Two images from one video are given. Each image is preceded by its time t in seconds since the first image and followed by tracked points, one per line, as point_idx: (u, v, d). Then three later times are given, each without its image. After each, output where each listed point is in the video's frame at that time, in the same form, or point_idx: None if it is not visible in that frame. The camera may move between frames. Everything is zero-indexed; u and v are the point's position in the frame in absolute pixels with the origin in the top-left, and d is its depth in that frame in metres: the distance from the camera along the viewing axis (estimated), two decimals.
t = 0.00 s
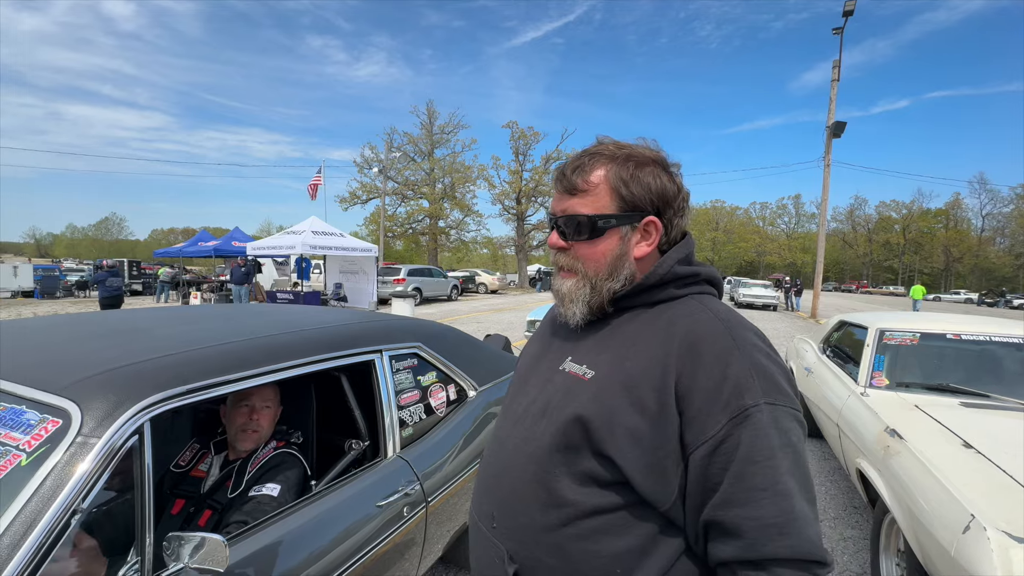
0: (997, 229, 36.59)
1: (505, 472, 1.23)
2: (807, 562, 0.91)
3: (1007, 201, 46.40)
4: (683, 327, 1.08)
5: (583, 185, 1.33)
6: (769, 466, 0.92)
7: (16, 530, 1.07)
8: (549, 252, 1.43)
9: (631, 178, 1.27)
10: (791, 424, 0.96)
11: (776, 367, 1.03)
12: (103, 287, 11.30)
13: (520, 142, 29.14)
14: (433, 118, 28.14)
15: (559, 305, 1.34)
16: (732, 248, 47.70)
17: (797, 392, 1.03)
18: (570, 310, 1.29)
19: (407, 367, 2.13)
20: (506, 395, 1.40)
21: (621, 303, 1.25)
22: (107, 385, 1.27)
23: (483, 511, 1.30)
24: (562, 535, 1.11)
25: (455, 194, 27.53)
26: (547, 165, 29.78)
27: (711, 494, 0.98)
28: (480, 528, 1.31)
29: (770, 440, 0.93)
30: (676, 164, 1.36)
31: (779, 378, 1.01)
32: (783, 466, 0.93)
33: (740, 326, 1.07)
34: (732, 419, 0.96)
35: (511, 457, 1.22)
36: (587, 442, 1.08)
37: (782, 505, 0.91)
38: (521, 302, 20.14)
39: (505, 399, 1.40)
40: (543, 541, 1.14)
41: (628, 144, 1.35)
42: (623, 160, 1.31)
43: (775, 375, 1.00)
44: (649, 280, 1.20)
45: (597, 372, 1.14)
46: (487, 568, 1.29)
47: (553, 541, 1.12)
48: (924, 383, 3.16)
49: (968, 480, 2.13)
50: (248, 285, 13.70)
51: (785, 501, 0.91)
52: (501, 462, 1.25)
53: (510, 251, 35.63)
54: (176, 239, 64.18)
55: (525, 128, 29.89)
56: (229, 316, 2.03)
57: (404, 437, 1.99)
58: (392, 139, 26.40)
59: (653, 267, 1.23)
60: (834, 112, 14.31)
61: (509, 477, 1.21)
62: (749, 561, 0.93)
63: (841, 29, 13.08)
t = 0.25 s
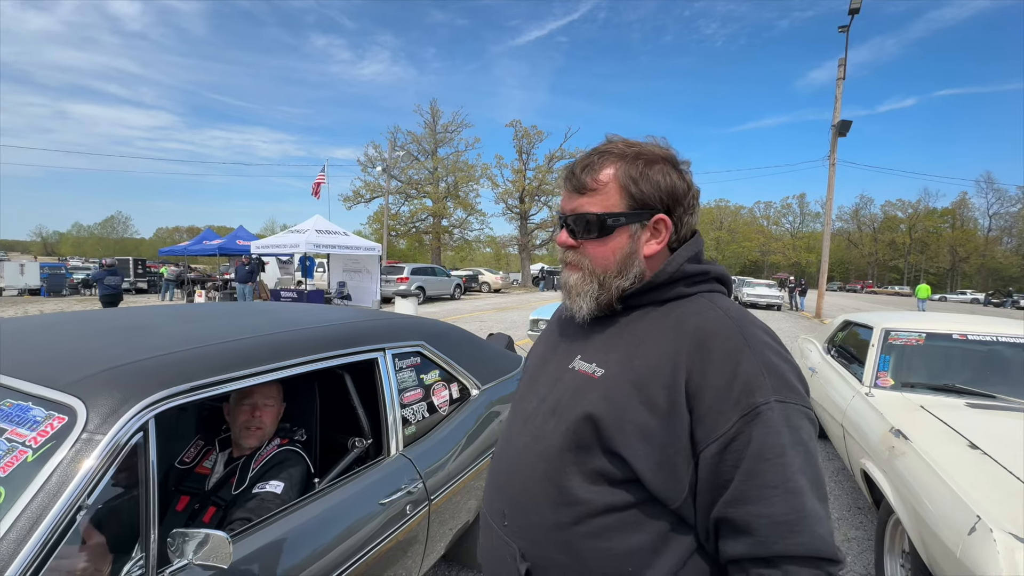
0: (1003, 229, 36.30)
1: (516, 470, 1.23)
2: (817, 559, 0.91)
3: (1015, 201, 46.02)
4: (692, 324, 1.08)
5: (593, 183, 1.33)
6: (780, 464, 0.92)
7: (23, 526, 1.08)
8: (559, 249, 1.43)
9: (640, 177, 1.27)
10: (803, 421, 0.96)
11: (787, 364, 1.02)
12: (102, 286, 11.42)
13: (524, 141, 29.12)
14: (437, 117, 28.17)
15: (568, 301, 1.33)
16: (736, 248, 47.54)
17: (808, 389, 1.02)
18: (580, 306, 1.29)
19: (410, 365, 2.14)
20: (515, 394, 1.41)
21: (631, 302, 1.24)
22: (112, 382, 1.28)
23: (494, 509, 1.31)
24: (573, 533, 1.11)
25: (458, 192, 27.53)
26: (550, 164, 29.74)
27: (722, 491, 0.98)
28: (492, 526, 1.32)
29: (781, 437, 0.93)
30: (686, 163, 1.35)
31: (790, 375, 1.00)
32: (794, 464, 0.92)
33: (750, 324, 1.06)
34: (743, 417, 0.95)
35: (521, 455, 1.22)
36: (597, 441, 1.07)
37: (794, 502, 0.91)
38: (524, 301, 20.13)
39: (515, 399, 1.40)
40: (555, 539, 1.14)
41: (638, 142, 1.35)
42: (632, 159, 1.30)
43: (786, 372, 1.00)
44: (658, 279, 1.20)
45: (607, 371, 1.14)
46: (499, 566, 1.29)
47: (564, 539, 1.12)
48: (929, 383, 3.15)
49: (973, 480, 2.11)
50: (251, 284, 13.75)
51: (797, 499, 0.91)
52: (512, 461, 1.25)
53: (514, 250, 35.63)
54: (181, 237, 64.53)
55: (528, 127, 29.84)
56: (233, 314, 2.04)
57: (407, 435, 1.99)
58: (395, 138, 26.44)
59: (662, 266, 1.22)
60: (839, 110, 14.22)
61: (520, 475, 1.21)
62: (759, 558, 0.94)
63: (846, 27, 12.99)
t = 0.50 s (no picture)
0: (1010, 229, 36.03)
1: (532, 471, 1.23)
2: (841, 561, 0.92)
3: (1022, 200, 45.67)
4: (711, 327, 1.08)
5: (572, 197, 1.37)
6: (803, 468, 0.92)
7: (30, 521, 1.09)
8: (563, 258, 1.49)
9: (610, 185, 1.28)
10: (825, 425, 0.96)
11: (808, 367, 1.02)
12: (103, 284, 11.55)
13: (527, 140, 29.10)
14: (440, 116, 28.17)
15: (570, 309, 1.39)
16: (740, 247, 47.35)
17: (829, 393, 1.02)
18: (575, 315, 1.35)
19: (413, 364, 2.14)
20: (531, 395, 1.41)
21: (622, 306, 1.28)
22: (118, 380, 1.29)
23: (512, 510, 1.31)
24: (591, 535, 1.11)
25: (461, 191, 27.53)
26: (553, 163, 29.71)
27: (744, 494, 0.98)
28: (510, 527, 1.32)
29: (804, 441, 0.92)
30: (677, 158, 1.31)
31: (812, 378, 0.99)
32: (817, 467, 0.92)
33: (770, 326, 1.06)
34: (765, 420, 0.95)
35: (539, 456, 1.22)
36: (616, 443, 1.07)
37: (817, 506, 0.91)
38: (527, 300, 20.13)
39: (530, 400, 1.40)
40: (574, 540, 1.14)
41: (614, 148, 1.34)
42: (605, 167, 1.31)
43: (808, 375, 0.99)
44: (673, 280, 1.19)
45: (625, 374, 1.13)
46: (517, 566, 1.29)
47: (583, 540, 1.12)
48: (934, 383, 3.13)
49: (978, 482, 2.10)
50: (255, 283, 13.80)
51: (820, 502, 0.91)
52: (529, 461, 1.25)
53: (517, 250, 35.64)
54: (185, 236, 64.87)
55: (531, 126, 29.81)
56: (238, 312, 2.04)
57: (410, 433, 1.99)
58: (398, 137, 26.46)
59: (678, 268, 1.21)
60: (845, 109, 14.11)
61: (538, 476, 1.22)
62: (784, 561, 0.94)
63: (852, 25, 12.87)
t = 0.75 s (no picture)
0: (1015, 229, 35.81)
1: (547, 472, 1.24)
2: (852, 559, 0.91)
3: None
4: (723, 324, 1.07)
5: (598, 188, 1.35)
6: (813, 463, 0.92)
7: (37, 518, 1.09)
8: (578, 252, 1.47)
9: (642, 177, 1.27)
10: (837, 420, 0.95)
11: (820, 362, 1.02)
12: (101, 282, 11.62)
13: (529, 139, 29.09)
14: (442, 116, 28.19)
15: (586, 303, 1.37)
16: (743, 247, 47.22)
17: (843, 389, 1.02)
18: (594, 308, 1.32)
19: (416, 363, 2.15)
20: (544, 395, 1.41)
21: (645, 302, 1.27)
22: (123, 377, 1.29)
23: (527, 509, 1.32)
24: (607, 535, 1.11)
25: (464, 191, 27.55)
26: (556, 163, 29.69)
27: (755, 491, 0.98)
28: (525, 527, 1.33)
29: (815, 436, 0.92)
30: (701, 158, 1.33)
31: (824, 374, 0.99)
32: (828, 463, 0.92)
33: (781, 322, 1.06)
34: (776, 417, 0.95)
35: (554, 456, 1.22)
36: (630, 442, 1.07)
37: (827, 502, 0.91)
38: (529, 299, 20.13)
39: (543, 400, 1.41)
40: (590, 539, 1.14)
41: (642, 142, 1.34)
42: (635, 160, 1.30)
43: (820, 370, 0.99)
44: (686, 277, 1.19)
45: (638, 372, 1.14)
46: (533, 566, 1.30)
47: (599, 540, 1.12)
48: (938, 384, 3.12)
49: (983, 483, 2.10)
50: (258, 282, 13.85)
51: (830, 498, 0.91)
52: (544, 461, 1.26)
53: (519, 249, 35.64)
54: (188, 235, 65.12)
55: (534, 125, 29.80)
56: (243, 311, 2.05)
57: (412, 432, 2.00)
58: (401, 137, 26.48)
59: (690, 265, 1.21)
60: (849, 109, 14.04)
61: (553, 475, 1.22)
62: (792, 557, 0.95)
63: (857, 24, 12.79)
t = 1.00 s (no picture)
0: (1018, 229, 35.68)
1: (557, 471, 1.24)
2: (873, 564, 0.92)
3: None
4: (738, 326, 1.08)
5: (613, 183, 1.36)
6: (834, 469, 0.91)
7: (42, 515, 1.10)
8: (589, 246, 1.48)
9: (657, 174, 1.27)
10: (855, 425, 0.96)
11: (837, 367, 1.02)
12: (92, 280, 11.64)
13: (531, 139, 29.08)
14: (444, 116, 28.20)
15: (593, 295, 1.39)
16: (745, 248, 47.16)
17: (859, 394, 1.02)
18: (602, 300, 1.35)
19: (418, 362, 2.15)
20: (554, 396, 1.42)
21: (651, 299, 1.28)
22: (127, 376, 1.30)
23: (536, 509, 1.32)
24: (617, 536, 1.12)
25: (465, 191, 27.54)
26: (557, 162, 29.67)
27: (772, 495, 0.98)
28: (534, 525, 1.33)
29: (834, 441, 0.92)
30: (719, 158, 1.31)
31: (841, 379, 1.00)
32: (848, 469, 0.92)
33: (798, 327, 1.06)
34: (794, 421, 0.95)
35: (563, 456, 1.23)
36: (642, 443, 1.08)
37: (847, 508, 0.91)
38: (531, 299, 20.14)
39: (554, 401, 1.41)
40: (600, 540, 1.15)
41: (661, 140, 1.34)
42: (652, 157, 1.31)
43: (837, 375, 1.00)
44: (701, 278, 1.19)
45: (650, 373, 1.14)
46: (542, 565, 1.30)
47: (610, 541, 1.13)
48: (941, 385, 3.12)
49: (985, 484, 2.09)
50: (260, 281, 13.88)
51: (850, 504, 0.91)
52: (554, 461, 1.27)
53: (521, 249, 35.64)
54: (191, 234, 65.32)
55: (535, 125, 29.77)
56: (245, 310, 2.05)
57: (414, 431, 2.00)
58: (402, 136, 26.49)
59: (704, 266, 1.21)
60: (852, 108, 13.99)
61: (562, 475, 1.23)
62: (811, 563, 0.94)
63: (859, 23, 12.74)
